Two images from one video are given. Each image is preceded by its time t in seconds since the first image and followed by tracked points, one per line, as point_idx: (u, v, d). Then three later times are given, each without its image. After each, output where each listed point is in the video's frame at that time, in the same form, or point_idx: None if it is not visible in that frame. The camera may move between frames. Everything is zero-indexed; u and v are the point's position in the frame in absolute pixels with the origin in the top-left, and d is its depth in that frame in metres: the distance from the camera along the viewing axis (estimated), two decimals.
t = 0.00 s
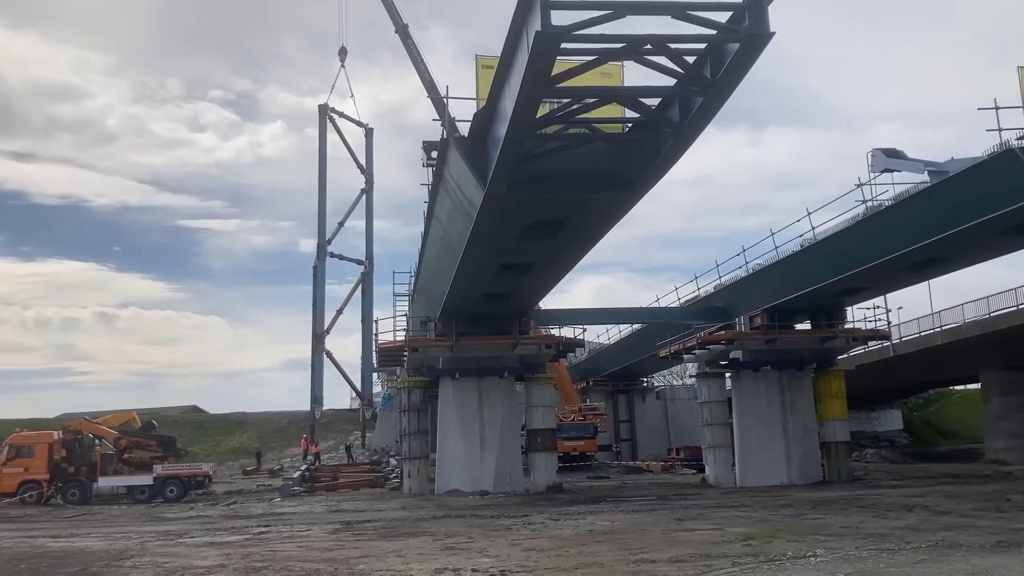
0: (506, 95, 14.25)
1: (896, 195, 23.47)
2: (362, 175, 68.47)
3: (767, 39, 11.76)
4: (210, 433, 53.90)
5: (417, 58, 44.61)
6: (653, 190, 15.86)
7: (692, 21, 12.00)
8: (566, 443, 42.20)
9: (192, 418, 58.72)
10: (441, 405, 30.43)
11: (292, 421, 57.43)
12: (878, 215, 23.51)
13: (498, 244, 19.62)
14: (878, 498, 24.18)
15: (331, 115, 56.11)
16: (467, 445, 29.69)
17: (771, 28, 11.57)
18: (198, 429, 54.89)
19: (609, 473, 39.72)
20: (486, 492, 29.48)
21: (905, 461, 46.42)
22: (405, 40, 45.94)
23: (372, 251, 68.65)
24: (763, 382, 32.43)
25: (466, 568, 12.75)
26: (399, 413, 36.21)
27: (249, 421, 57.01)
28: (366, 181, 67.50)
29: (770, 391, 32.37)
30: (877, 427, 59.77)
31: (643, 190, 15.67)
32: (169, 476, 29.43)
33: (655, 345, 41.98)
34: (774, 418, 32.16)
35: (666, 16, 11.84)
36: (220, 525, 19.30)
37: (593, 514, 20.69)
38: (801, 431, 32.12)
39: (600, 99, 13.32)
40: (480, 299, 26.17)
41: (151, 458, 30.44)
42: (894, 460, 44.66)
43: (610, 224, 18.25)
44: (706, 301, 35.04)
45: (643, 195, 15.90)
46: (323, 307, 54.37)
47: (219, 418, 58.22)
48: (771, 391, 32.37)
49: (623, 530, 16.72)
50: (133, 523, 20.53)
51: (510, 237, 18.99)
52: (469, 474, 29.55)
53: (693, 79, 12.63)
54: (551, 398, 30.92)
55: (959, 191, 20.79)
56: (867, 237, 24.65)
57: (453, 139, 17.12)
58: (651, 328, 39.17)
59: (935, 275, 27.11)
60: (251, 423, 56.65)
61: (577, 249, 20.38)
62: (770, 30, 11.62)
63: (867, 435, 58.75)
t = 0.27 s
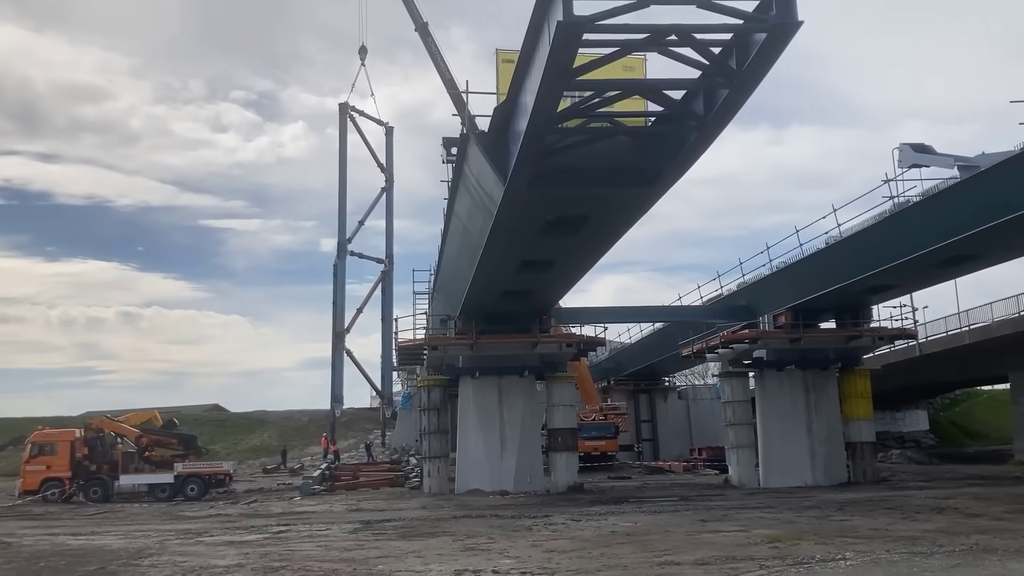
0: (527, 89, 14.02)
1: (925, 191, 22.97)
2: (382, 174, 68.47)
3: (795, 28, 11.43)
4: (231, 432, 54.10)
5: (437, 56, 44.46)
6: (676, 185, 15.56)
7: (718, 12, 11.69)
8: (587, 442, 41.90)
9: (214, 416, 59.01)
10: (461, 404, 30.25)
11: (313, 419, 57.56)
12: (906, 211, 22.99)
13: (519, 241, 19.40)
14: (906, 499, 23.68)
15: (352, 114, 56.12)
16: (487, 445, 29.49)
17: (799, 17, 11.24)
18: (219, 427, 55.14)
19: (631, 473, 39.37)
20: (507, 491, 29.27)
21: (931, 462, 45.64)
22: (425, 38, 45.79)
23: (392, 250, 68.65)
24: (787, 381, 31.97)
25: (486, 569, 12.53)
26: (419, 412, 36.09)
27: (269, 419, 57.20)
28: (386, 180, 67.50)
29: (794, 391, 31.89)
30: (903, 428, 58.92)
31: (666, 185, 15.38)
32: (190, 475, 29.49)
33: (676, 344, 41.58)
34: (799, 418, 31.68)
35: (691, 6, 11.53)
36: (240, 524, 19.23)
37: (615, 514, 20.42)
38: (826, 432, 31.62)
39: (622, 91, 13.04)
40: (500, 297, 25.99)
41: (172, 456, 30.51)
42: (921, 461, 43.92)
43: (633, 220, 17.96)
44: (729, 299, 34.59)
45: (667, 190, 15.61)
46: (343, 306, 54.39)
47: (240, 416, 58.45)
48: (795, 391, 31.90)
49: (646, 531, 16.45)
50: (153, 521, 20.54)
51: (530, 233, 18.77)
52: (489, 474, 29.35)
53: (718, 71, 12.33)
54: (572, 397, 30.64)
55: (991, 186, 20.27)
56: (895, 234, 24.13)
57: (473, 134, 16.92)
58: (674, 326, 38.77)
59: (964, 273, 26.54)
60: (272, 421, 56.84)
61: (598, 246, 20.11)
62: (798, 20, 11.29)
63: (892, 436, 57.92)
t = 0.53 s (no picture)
0: (548, 86, 13.84)
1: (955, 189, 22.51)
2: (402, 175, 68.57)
3: (824, 21, 11.17)
4: (252, 431, 54.34)
5: (457, 57, 44.38)
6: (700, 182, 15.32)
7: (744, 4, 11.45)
8: (607, 444, 41.65)
9: (235, 416, 59.33)
10: (480, 404, 30.12)
11: (332, 420, 57.72)
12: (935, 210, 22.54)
13: (539, 240, 19.23)
14: (934, 504, 23.22)
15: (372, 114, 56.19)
16: (506, 446, 29.34)
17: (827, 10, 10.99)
18: (240, 427, 55.41)
19: (651, 476, 39.08)
20: (526, 493, 29.10)
21: (957, 466, 44.96)
22: (445, 38, 45.73)
23: (412, 250, 68.72)
24: (810, 383, 31.55)
25: (506, 572, 12.36)
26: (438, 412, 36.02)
27: (289, 419, 57.41)
28: (406, 180, 67.58)
29: (818, 393, 31.46)
30: (926, 431, 58.66)
31: (689, 182, 15.14)
32: (210, 474, 29.58)
33: (698, 345, 41.22)
34: (822, 420, 31.25)
35: None
36: (259, 524, 19.21)
37: (636, 517, 20.18)
38: (850, 435, 31.16)
39: (645, 88, 12.85)
40: (519, 297, 25.84)
41: (193, 456, 30.62)
42: (947, 465, 43.23)
43: (655, 219, 17.73)
44: (752, 300, 34.19)
45: (690, 188, 15.38)
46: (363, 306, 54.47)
47: (261, 416, 58.71)
48: (818, 393, 31.47)
49: (669, 534, 16.21)
50: (173, 520, 20.60)
51: (551, 233, 18.59)
52: (508, 475, 29.20)
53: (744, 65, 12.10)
54: (592, 399, 30.42)
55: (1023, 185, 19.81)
56: (923, 234, 23.68)
57: (493, 132, 16.77)
58: (695, 327, 38.43)
59: (994, 273, 26.03)
60: (292, 421, 57.06)
61: (620, 245, 19.89)
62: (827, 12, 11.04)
63: (917, 439, 57.21)
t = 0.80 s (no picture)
0: (564, 80, 13.58)
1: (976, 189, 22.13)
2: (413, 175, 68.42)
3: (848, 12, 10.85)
4: (262, 432, 54.27)
5: (469, 56, 44.14)
6: (718, 179, 15.01)
7: None
8: (619, 447, 41.29)
9: (246, 416, 59.32)
10: (492, 406, 29.85)
11: (343, 421, 57.60)
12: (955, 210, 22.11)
13: (552, 240, 18.96)
14: (953, 510, 22.78)
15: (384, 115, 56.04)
16: (518, 448, 29.06)
17: None
18: (251, 428, 55.36)
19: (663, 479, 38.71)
20: (538, 496, 28.82)
21: (974, 471, 44.36)
22: (458, 38, 45.49)
23: (423, 252, 68.55)
24: (826, 386, 31.13)
25: None
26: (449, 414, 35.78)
27: (300, 420, 57.31)
28: (417, 181, 67.43)
29: (834, 397, 31.03)
30: (942, 437, 58.32)
31: (706, 179, 14.84)
32: (220, 475, 29.44)
33: (711, 348, 40.82)
34: (838, 424, 30.81)
35: None
36: (268, 525, 19.00)
37: (650, 521, 19.85)
38: (866, 439, 30.71)
39: (662, 82, 12.57)
40: (532, 297, 25.60)
41: (203, 456, 30.48)
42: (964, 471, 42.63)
43: (671, 217, 17.42)
44: (767, 302, 33.76)
45: (708, 184, 15.08)
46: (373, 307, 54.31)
47: (271, 417, 58.64)
48: (834, 397, 31.03)
49: (684, 539, 15.89)
50: (181, 521, 20.45)
51: (565, 232, 18.31)
52: (520, 478, 28.92)
53: (765, 58, 11.79)
54: (604, 401, 30.10)
55: None
56: (942, 234, 23.23)
57: (507, 129, 16.51)
58: (709, 330, 38.05)
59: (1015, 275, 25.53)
60: (303, 422, 56.99)
61: (634, 245, 19.60)
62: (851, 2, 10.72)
63: (932, 444, 56.60)
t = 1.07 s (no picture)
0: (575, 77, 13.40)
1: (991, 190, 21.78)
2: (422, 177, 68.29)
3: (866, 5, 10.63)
4: (270, 433, 54.21)
5: (478, 57, 43.97)
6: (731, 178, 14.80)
7: None
8: (628, 450, 41.02)
9: (253, 417, 59.29)
10: (500, 408, 29.65)
11: (351, 422, 57.49)
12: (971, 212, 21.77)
13: (562, 240, 18.77)
14: (968, 516, 22.45)
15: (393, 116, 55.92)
16: (526, 451, 28.85)
17: None
18: (258, 429, 55.31)
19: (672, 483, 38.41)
20: (546, 498, 28.60)
21: (986, 477, 43.88)
22: (467, 39, 45.36)
23: (431, 253, 68.42)
24: (837, 390, 30.82)
25: None
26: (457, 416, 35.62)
27: (308, 422, 57.21)
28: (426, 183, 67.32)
29: (845, 401, 30.72)
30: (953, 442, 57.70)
31: (718, 177, 14.62)
32: (227, 476, 29.31)
33: (721, 351, 40.51)
34: (849, 428, 30.49)
35: None
36: (274, 527, 18.84)
37: (659, 525, 19.60)
38: (878, 443, 30.38)
39: (674, 78, 12.36)
40: (541, 299, 25.43)
41: (210, 457, 30.38)
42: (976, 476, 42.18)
43: (683, 216, 17.21)
44: (778, 305, 33.46)
45: (720, 183, 14.89)
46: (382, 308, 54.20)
47: (279, 418, 58.59)
48: (846, 401, 30.72)
49: (694, 544, 15.66)
50: (187, 522, 20.33)
51: (575, 231, 18.11)
52: (527, 480, 28.70)
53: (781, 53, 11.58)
54: (613, 404, 29.86)
55: None
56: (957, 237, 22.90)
57: (517, 127, 16.34)
58: (718, 332, 37.77)
59: None
60: (310, 423, 56.91)
61: (645, 245, 19.39)
62: None
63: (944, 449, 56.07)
